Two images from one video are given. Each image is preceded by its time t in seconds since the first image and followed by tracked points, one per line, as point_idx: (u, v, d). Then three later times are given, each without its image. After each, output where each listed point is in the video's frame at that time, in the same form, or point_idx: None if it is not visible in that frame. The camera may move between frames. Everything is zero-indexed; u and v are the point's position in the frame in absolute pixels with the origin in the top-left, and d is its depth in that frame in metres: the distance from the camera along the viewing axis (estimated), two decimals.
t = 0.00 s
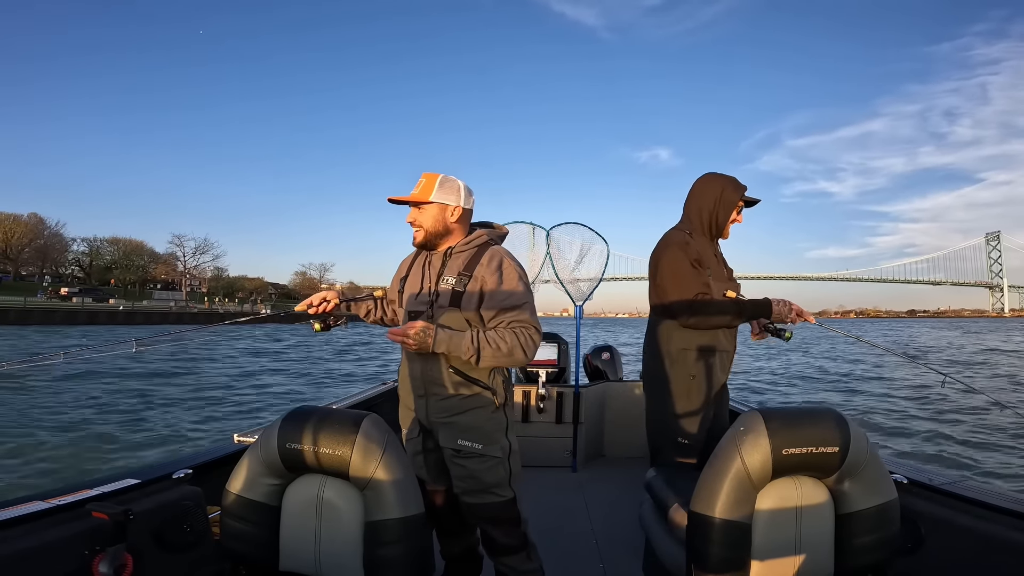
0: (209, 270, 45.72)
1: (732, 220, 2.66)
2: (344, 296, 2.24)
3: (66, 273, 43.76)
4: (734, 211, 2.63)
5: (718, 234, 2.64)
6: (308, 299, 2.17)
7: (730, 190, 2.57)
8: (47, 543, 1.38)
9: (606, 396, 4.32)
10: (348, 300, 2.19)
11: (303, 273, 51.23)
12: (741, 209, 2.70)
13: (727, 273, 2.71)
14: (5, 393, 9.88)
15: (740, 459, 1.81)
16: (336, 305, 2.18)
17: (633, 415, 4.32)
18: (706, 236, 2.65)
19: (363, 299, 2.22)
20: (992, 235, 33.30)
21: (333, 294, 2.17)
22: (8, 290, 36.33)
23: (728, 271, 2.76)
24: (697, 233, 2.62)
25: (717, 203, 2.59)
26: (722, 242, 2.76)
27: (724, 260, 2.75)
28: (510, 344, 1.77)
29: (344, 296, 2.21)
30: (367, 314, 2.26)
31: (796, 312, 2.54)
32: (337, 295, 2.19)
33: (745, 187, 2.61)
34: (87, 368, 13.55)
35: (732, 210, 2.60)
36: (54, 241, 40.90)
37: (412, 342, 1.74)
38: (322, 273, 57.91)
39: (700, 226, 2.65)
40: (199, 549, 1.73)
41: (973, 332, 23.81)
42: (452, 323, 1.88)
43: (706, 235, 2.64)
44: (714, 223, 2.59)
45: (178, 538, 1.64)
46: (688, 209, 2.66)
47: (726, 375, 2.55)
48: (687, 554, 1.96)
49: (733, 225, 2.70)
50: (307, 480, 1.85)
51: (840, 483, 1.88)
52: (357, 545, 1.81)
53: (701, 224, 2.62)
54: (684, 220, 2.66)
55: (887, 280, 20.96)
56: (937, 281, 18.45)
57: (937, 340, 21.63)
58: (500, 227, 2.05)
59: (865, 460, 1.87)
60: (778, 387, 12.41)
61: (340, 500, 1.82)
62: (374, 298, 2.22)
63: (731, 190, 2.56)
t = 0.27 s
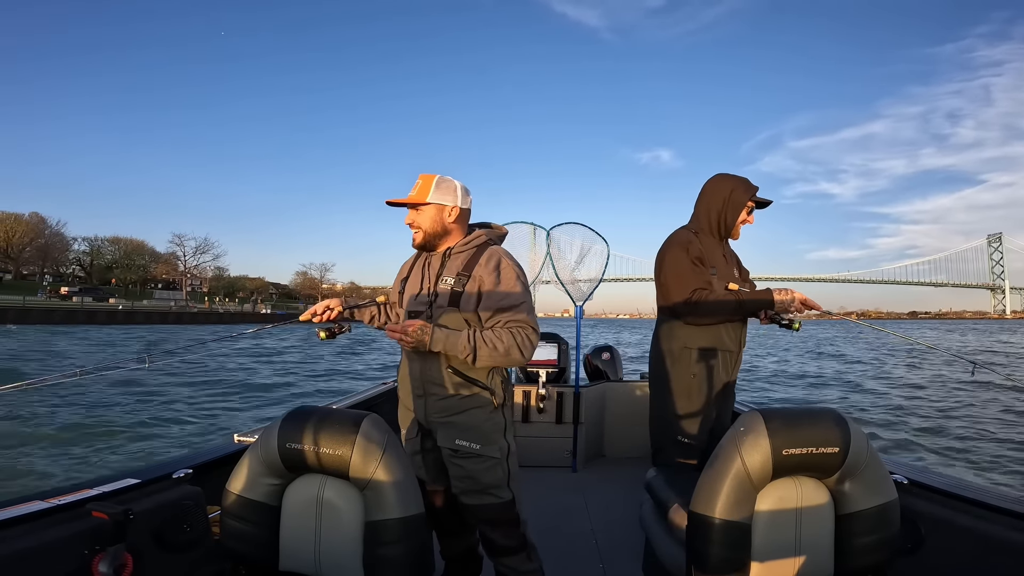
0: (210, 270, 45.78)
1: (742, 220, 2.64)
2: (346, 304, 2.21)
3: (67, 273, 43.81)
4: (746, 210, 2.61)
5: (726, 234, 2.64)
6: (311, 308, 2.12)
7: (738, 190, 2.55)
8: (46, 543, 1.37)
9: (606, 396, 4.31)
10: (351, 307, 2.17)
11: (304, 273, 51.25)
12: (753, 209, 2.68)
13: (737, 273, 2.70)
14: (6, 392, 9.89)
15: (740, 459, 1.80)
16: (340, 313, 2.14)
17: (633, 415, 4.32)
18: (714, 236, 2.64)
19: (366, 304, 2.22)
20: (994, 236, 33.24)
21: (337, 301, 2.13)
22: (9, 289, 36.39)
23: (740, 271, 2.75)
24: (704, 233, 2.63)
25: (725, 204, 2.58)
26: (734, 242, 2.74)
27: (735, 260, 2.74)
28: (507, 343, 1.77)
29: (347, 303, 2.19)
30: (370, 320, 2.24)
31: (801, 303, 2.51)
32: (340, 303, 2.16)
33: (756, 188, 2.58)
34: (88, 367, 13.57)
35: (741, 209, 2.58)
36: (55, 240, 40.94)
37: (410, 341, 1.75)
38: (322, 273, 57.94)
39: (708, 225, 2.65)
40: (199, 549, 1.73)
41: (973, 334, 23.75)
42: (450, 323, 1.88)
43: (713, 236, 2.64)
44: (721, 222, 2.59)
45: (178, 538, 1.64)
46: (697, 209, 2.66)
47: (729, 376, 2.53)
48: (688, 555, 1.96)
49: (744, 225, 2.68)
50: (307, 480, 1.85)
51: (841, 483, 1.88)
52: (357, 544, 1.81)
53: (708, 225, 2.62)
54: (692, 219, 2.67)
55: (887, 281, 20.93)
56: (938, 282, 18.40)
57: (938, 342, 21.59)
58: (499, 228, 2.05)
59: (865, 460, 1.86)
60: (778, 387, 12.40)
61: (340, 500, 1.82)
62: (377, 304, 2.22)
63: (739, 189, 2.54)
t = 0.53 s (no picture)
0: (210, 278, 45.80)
1: (742, 219, 2.67)
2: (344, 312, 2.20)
3: (66, 283, 43.84)
4: (746, 208, 2.64)
5: (727, 233, 2.66)
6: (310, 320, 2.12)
7: (736, 188, 2.58)
8: (46, 543, 1.39)
9: (606, 396, 4.33)
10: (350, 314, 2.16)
11: (304, 280, 51.27)
12: (754, 208, 2.70)
13: (739, 271, 2.72)
14: (7, 399, 9.91)
15: (740, 459, 1.82)
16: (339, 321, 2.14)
17: (633, 415, 4.34)
18: (714, 236, 2.68)
19: (363, 312, 2.20)
20: (993, 227, 33.23)
21: (335, 311, 2.13)
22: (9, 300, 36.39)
23: (743, 270, 2.77)
24: (704, 233, 2.67)
25: (725, 203, 2.60)
26: (737, 241, 2.77)
27: (738, 259, 2.76)
28: (501, 341, 1.79)
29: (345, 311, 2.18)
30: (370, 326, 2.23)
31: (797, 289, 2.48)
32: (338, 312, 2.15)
33: (756, 187, 2.60)
34: (89, 374, 13.58)
35: (740, 208, 2.61)
36: (54, 250, 40.95)
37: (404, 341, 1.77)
38: (322, 279, 57.98)
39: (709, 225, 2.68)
40: (199, 548, 1.75)
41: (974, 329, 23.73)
42: (444, 322, 1.89)
43: (714, 235, 2.67)
44: (720, 221, 2.62)
45: (178, 537, 1.66)
46: (698, 208, 2.69)
47: (730, 375, 2.53)
48: (688, 553, 1.97)
49: (746, 224, 2.71)
50: (307, 480, 1.87)
51: (841, 483, 1.89)
52: (357, 544, 1.83)
53: (708, 224, 2.65)
54: (693, 220, 2.71)
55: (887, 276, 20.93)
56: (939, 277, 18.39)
57: (939, 338, 21.58)
58: (491, 226, 2.07)
59: (865, 460, 1.88)
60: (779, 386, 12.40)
61: (340, 499, 1.84)
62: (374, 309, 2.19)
63: (737, 188, 2.57)
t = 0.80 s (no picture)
0: (209, 289, 45.80)
1: (739, 218, 2.69)
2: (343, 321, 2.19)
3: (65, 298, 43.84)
4: (739, 211, 2.64)
5: (724, 232, 2.69)
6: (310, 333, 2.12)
7: (731, 187, 2.61)
8: (46, 543, 1.41)
9: (606, 396, 4.34)
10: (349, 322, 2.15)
11: (303, 289, 51.28)
12: (750, 206, 2.72)
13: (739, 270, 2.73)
14: (8, 410, 9.92)
15: (740, 459, 1.84)
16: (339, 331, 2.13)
17: (632, 415, 4.35)
18: (712, 235, 2.70)
19: (362, 319, 2.20)
20: (989, 217, 33.25)
21: (335, 321, 2.12)
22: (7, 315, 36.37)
23: (743, 268, 2.78)
24: (700, 232, 2.70)
25: (720, 202, 2.62)
26: (737, 238, 2.78)
27: (737, 257, 2.77)
28: (495, 337, 1.80)
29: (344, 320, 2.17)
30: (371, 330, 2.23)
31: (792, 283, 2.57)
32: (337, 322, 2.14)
33: (750, 184, 2.61)
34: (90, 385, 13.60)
35: (736, 206, 2.63)
36: (52, 265, 40.95)
37: (398, 344, 1.83)
38: (321, 287, 57.99)
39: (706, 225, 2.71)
40: (199, 548, 1.76)
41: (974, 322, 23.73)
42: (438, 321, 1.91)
43: (711, 234, 2.69)
44: (716, 220, 2.64)
45: (177, 538, 1.68)
46: (695, 208, 2.72)
47: (730, 373, 2.53)
48: (687, 551, 1.98)
49: (743, 223, 2.71)
50: (307, 480, 1.88)
51: (840, 482, 1.91)
52: (357, 543, 1.84)
53: (705, 223, 2.67)
54: (690, 220, 2.74)
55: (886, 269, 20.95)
56: (937, 269, 18.40)
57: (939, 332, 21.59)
58: (479, 221, 2.07)
59: (865, 459, 1.90)
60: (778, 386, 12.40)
61: (339, 499, 1.85)
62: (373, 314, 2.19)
63: (731, 186, 2.60)
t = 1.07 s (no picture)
0: (208, 292, 45.79)
1: (744, 218, 2.70)
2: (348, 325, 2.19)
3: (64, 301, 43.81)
4: (746, 206, 2.66)
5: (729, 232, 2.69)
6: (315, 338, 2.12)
7: (735, 187, 2.61)
8: (47, 543, 1.42)
9: (606, 396, 4.34)
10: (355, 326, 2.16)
11: (302, 290, 51.27)
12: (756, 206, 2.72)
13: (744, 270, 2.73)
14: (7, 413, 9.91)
15: (740, 459, 1.84)
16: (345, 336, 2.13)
17: (632, 415, 4.36)
18: (717, 235, 2.71)
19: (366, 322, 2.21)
20: (989, 216, 33.17)
21: (338, 326, 2.13)
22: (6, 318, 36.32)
23: (749, 268, 2.77)
24: (705, 232, 2.70)
25: (724, 202, 2.62)
26: (742, 238, 2.78)
27: (743, 257, 2.77)
28: (499, 336, 1.81)
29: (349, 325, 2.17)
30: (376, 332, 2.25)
31: (792, 285, 2.53)
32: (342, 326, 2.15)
33: (755, 184, 2.62)
34: (89, 388, 13.59)
35: (741, 207, 2.63)
36: (50, 268, 40.94)
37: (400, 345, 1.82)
38: (320, 289, 57.99)
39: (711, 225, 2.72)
40: (199, 548, 1.77)
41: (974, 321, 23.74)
42: (441, 321, 1.92)
43: (716, 234, 2.69)
44: (720, 220, 2.65)
45: (177, 538, 1.68)
46: (701, 208, 2.72)
47: (731, 372, 2.52)
48: (688, 550, 1.99)
49: (748, 222, 2.72)
50: (307, 480, 1.88)
51: (840, 482, 1.92)
52: (357, 542, 1.85)
53: (709, 223, 2.68)
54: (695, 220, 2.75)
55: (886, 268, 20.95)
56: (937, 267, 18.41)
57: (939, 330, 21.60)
58: (482, 220, 2.08)
59: (865, 459, 1.90)
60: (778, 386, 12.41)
61: (339, 499, 1.86)
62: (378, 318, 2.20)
63: (735, 187, 2.60)
